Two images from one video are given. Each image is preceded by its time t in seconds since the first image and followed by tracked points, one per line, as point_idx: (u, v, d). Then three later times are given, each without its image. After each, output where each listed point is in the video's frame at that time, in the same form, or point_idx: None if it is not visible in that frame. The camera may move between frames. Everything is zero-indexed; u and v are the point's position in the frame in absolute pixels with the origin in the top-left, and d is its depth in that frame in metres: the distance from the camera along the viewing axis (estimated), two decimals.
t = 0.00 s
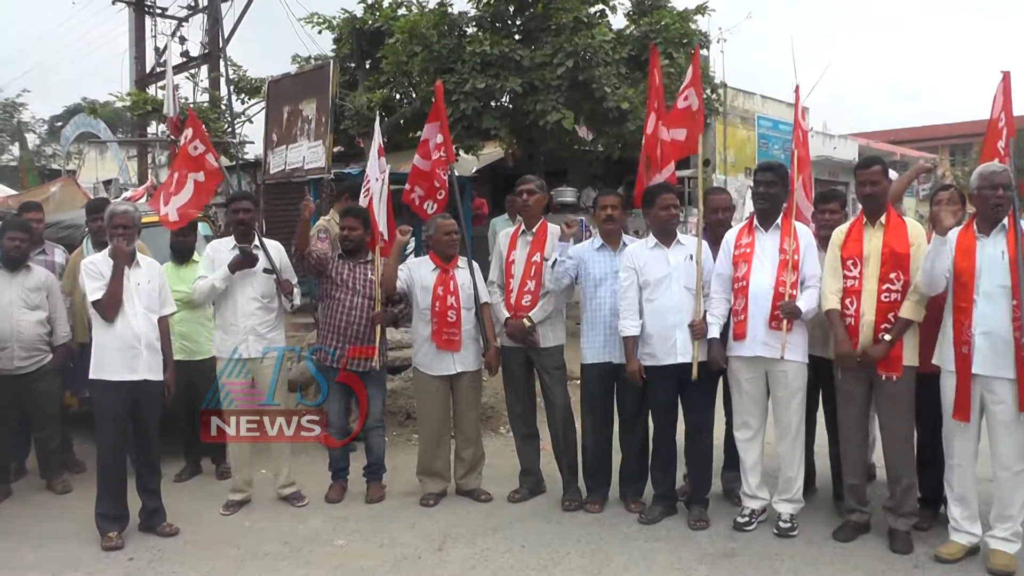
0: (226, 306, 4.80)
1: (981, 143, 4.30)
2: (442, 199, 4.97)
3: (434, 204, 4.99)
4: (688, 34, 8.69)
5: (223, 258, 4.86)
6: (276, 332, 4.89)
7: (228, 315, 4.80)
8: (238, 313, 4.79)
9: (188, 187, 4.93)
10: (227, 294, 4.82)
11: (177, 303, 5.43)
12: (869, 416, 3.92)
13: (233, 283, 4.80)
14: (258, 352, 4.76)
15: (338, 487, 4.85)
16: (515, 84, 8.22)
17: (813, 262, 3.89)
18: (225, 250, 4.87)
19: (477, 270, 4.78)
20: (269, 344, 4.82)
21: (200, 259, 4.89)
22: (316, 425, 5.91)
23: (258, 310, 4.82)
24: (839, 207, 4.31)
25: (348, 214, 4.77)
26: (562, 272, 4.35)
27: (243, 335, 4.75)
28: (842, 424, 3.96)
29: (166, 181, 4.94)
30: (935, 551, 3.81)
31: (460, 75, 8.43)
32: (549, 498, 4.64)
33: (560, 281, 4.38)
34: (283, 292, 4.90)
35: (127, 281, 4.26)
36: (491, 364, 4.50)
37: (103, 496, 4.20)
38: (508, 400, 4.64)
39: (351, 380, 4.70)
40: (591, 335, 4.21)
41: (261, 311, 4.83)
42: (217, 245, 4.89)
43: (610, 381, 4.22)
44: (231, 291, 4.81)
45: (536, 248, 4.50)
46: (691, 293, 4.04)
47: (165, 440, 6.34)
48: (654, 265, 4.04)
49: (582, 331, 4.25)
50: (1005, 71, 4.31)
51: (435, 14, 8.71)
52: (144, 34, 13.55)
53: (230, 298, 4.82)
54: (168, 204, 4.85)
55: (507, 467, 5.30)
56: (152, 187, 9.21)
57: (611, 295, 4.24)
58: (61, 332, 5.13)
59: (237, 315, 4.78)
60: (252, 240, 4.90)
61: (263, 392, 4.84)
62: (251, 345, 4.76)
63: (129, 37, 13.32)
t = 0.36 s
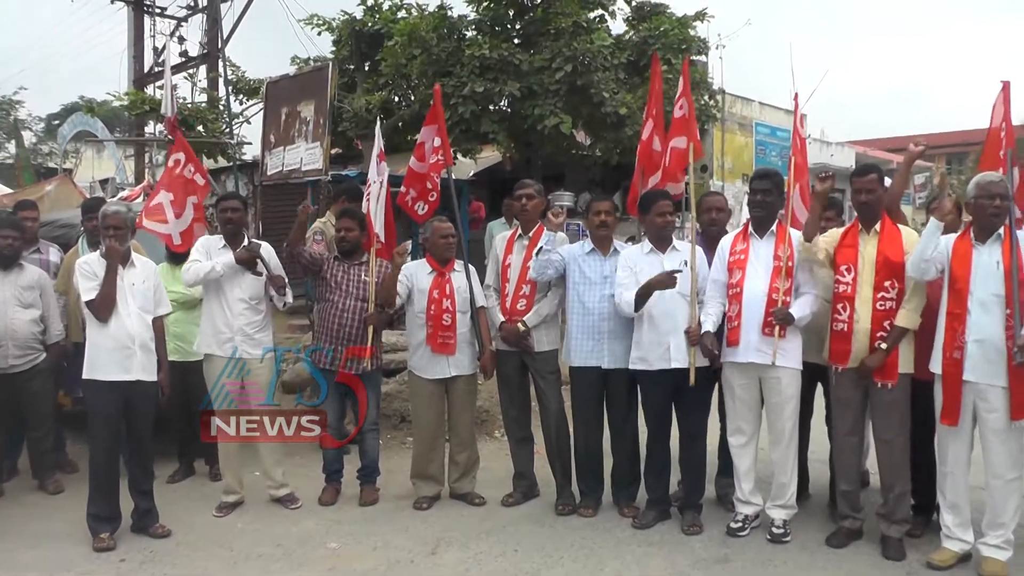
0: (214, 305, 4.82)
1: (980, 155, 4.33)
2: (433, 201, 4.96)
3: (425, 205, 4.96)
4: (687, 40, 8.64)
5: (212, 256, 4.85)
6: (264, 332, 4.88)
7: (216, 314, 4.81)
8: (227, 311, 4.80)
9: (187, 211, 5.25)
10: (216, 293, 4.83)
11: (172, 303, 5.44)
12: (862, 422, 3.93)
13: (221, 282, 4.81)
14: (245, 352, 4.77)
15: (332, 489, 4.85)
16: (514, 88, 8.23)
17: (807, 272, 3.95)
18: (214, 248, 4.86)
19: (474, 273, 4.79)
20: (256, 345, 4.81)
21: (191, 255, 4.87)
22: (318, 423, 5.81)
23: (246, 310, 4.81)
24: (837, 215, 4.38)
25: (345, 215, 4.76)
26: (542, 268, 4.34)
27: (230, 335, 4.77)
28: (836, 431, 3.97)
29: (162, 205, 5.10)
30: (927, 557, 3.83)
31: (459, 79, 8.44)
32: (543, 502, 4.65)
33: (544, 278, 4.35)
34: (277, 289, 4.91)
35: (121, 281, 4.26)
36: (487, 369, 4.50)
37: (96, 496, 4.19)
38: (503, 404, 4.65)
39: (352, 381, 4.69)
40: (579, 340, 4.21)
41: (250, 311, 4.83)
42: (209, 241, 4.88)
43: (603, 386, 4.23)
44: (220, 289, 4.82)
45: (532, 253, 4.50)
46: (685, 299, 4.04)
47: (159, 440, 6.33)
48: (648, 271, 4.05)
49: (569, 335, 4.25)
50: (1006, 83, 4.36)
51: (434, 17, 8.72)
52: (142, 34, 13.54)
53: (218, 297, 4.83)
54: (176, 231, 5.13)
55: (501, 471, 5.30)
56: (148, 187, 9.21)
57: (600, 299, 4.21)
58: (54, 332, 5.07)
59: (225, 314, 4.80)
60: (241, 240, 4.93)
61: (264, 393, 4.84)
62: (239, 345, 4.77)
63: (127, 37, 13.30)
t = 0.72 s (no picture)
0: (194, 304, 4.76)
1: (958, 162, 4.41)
2: (426, 202, 4.93)
3: (418, 207, 4.94)
4: (669, 45, 8.73)
5: (191, 255, 4.81)
6: (244, 332, 4.84)
7: (195, 313, 4.75)
8: (206, 310, 4.75)
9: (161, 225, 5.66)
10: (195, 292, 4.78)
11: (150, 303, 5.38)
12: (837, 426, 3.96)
13: (201, 281, 4.77)
14: (226, 352, 4.74)
15: (308, 490, 4.82)
16: (496, 91, 8.24)
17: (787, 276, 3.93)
18: (194, 247, 4.84)
19: (452, 275, 4.77)
20: (237, 345, 4.78)
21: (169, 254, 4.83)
22: (317, 427, 4.79)
23: (226, 309, 4.78)
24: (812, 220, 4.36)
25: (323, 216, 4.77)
26: (534, 300, 4.21)
27: (211, 334, 4.72)
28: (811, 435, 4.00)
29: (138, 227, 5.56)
30: (900, 560, 3.87)
31: (441, 80, 8.43)
32: (520, 504, 4.65)
33: (539, 309, 4.25)
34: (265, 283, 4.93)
35: (97, 281, 4.21)
36: (464, 370, 4.52)
37: (69, 497, 4.14)
38: (480, 406, 4.64)
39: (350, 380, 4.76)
40: (556, 346, 4.22)
41: (230, 310, 4.79)
42: (188, 240, 4.86)
43: (581, 389, 4.24)
44: (200, 288, 4.77)
45: (511, 255, 4.51)
46: (664, 302, 4.04)
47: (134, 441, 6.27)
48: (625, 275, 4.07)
49: (546, 340, 4.25)
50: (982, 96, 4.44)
51: (417, 18, 8.70)
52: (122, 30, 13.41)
53: (198, 296, 4.78)
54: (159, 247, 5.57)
55: (478, 473, 5.29)
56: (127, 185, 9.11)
57: (577, 303, 4.23)
58: (30, 330, 5.03)
59: (204, 313, 4.74)
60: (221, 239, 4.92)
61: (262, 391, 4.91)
62: (219, 345, 4.73)
63: (107, 33, 13.17)
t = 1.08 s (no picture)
0: (165, 303, 4.68)
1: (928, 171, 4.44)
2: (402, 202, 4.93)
3: (394, 207, 4.94)
4: (640, 49, 8.75)
5: (162, 253, 4.73)
6: (215, 331, 4.78)
7: (166, 311, 4.67)
8: (177, 308, 4.68)
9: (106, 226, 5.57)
10: (167, 291, 4.70)
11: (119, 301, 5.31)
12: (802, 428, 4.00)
13: (172, 279, 4.69)
14: (197, 351, 4.67)
15: (274, 491, 4.78)
16: (466, 91, 8.25)
17: (753, 279, 3.97)
18: (165, 244, 4.76)
19: (421, 276, 4.76)
20: (208, 344, 4.72)
21: (138, 250, 4.75)
22: (317, 427, 4.76)
23: (197, 308, 4.71)
24: (779, 224, 4.37)
25: (293, 215, 4.74)
26: (510, 299, 4.19)
27: (182, 333, 4.65)
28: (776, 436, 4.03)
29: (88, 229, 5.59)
30: (863, 560, 3.93)
31: (412, 80, 8.38)
32: (487, 505, 4.64)
33: (513, 308, 4.22)
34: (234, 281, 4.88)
35: (65, 278, 4.13)
36: (431, 372, 4.51)
37: (30, 497, 4.06)
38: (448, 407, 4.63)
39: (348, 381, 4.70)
40: (528, 349, 4.23)
41: (201, 309, 4.72)
42: (159, 238, 4.77)
43: (549, 390, 4.24)
44: (171, 286, 4.69)
45: (480, 256, 4.51)
46: (632, 305, 4.06)
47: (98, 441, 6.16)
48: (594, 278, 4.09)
49: (518, 343, 4.28)
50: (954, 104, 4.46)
51: (388, 17, 8.64)
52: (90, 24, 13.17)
53: (169, 294, 4.70)
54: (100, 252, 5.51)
55: (445, 474, 5.28)
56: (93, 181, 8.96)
57: (548, 305, 4.23)
58: None
59: (175, 311, 4.66)
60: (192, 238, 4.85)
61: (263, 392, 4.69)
62: (190, 343, 4.66)
63: (74, 26, 12.93)
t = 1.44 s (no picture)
0: (134, 304, 4.62)
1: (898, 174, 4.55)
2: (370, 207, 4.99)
3: (362, 212, 4.98)
4: (608, 53, 8.81)
5: (133, 255, 4.68)
6: (185, 334, 4.72)
7: (135, 313, 4.61)
8: (147, 310, 4.62)
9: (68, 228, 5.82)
10: (136, 292, 4.64)
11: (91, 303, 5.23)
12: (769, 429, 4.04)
13: (142, 281, 4.63)
14: (166, 353, 4.61)
15: (243, 495, 4.73)
16: (435, 94, 8.23)
17: (720, 282, 4.00)
18: (134, 247, 4.71)
19: (390, 278, 4.75)
20: (177, 347, 4.66)
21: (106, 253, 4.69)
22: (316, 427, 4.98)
23: (167, 311, 4.64)
24: (745, 229, 4.38)
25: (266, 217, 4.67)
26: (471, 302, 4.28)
27: (151, 335, 4.58)
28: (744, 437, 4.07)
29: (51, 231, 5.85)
30: (830, 559, 3.98)
31: (381, 83, 8.35)
32: (456, 508, 4.63)
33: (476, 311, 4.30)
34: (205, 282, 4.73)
35: (34, 280, 4.06)
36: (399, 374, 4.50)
37: None
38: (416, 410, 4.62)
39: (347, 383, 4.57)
40: (499, 351, 4.22)
41: (171, 311, 4.66)
42: (129, 240, 4.72)
43: (518, 392, 4.24)
44: (141, 288, 4.63)
45: (449, 259, 4.51)
46: (601, 308, 4.09)
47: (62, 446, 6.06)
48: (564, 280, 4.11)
49: (489, 344, 4.28)
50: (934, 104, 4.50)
51: (358, 19, 8.62)
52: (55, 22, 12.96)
53: (139, 295, 4.64)
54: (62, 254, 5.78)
55: (414, 477, 5.26)
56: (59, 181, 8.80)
57: (519, 308, 4.23)
58: None
59: (144, 313, 4.60)
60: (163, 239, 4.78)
61: (264, 391, 4.65)
62: (158, 345, 4.60)
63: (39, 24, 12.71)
